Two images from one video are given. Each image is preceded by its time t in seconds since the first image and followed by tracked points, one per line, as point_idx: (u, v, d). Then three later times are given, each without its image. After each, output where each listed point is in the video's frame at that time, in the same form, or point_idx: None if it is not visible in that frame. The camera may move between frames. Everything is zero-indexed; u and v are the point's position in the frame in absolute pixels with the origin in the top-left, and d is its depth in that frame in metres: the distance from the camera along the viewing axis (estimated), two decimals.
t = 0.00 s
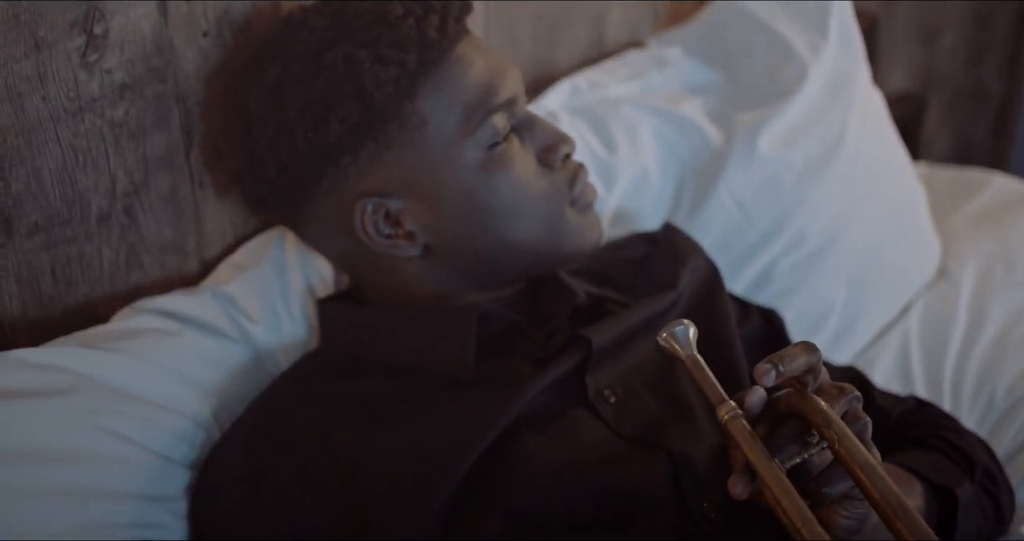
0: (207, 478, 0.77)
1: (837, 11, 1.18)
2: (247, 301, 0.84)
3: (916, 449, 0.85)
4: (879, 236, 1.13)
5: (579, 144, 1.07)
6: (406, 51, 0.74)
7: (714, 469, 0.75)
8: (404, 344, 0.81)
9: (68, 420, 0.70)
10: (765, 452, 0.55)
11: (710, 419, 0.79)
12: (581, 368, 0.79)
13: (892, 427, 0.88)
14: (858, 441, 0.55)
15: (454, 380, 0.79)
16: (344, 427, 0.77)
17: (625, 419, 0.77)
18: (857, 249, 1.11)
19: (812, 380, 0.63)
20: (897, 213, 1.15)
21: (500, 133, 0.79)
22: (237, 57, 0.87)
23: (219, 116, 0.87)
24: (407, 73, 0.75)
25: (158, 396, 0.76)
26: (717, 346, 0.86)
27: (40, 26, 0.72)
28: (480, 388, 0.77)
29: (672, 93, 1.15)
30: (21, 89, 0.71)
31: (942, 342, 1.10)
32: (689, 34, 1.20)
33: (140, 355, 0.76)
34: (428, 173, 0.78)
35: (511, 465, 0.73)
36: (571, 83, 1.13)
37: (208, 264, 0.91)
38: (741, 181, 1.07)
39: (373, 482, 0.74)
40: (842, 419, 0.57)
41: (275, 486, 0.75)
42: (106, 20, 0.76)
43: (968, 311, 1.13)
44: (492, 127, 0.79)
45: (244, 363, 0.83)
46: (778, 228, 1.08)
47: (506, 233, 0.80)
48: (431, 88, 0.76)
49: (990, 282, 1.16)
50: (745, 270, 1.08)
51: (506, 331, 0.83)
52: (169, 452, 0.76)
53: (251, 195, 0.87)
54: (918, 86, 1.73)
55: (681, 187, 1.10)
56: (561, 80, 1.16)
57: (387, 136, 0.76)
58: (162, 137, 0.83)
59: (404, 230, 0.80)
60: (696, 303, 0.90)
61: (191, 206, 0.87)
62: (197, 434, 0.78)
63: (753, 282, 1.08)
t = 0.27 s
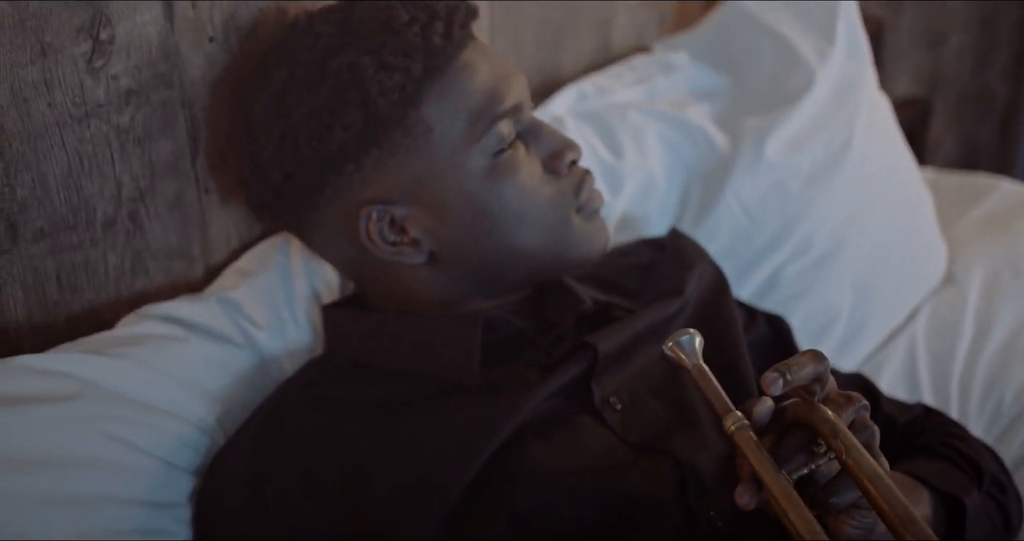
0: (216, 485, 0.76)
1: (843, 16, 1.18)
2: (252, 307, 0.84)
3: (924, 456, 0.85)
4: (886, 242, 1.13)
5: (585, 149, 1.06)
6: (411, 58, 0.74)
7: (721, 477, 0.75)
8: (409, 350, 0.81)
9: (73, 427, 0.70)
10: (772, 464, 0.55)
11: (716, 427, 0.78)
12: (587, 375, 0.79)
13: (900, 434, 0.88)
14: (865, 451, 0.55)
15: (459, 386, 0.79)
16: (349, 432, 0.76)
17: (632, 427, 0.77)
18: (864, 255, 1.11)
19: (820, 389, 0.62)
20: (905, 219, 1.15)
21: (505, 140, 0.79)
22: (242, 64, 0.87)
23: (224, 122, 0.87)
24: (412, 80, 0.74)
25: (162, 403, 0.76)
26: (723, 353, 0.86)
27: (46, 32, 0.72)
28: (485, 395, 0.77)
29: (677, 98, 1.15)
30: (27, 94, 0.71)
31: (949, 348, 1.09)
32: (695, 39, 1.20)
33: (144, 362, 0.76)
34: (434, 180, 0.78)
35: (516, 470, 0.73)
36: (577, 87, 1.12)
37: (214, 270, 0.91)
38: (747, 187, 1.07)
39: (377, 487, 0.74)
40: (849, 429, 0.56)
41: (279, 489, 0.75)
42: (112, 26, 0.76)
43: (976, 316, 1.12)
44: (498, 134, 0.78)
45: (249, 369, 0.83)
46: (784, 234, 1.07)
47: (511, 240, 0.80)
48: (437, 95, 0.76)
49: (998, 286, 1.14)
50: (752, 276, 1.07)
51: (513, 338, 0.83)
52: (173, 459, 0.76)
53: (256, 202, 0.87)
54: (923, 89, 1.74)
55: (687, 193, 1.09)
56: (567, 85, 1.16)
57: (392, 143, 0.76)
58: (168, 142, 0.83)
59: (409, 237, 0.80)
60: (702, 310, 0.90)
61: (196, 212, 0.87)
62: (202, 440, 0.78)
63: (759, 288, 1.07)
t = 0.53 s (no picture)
0: (218, 491, 0.76)
1: (848, 20, 1.18)
2: (254, 310, 0.84)
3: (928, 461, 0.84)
4: (890, 245, 1.12)
5: (587, 153, 1.06)
6: (413, 63, 0.74)
7: (722, 482, 0.75)
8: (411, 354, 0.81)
9: (75, 432, 0.70)
10: (776, 470, 0.54)
11: (718, 432, 0.78)
12: (589, 379, 0.79)
13: (903, 439, 0.88)
14: (870, 457, 0.54)
15: (462, 390, 0.79)
16: (351, 436, 0.76)
17: (635, 432, 0.76)
18: (868, 259, 1.10)
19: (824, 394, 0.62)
20: (908, 222, 1.15)
21: (509, 144, 0.79)
22: (245, 66, 0.87)
23: (227, 125, 0.86)
24: (415, 84, 0.74)
25: (164, 407, 0.76)
26: (726, 357, 0.85)
27: (48, 35, 0.72)
28: (488, 399, 0.77)
29: (681, 101, 1.14)
30: (28, 98, 0.71)
31: (953, 351, 1.09)
32: (698, 41, 1.20)
33: (145, 366, 0.76)
34: (437, 184, 0.78)
35: (518, 474, 0.73)
36: (580, 91, 1.12)
37: (216, 273, 0.91)
38: (751, 190, 1.06)
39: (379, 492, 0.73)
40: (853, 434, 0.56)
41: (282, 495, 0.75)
42: (115, 29, 0.76)
43: (979, 318, 1.12)
44: (501, 138, 0.78)
45: (251, 373, 0.83)
46: (787, 238, 1.07)
47: (514, 244, 0.80)
48: (440, 99, 0.76)
49: (1001, 288, 1.14)
50: (755, 280, 1.07)
51: (516, 341, 0.83)
52: (175, 463, 0.75)
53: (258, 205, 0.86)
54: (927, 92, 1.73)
55: (690, 196, 1.09)
56: (570, 87, 1.15)
57: (395, 147, 0.76)
58: (170, 145, 0.82)
59: (412, 242, 0.80)
60: (705, 313, 0.89)
61: (198, 215, 0.87)
62: (204, 444, 0.78)
63: (761, 293, 1.07)
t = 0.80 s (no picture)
0: (217, 496, 0.76)
1: (851, 24, 1.17)
2: (256, 315, 0.84)
3: (933, 467, 0.84)
4: (893, 250, 1.12)
5: (590, 158, 1.06)
6: (416, 67, 0.74)
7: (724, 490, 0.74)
8: (414, 359, 0.81)
9: (77, 437, 0.70)
10: (782, 477, 0.52)
11: (722, 438, 0.78)
12: (592, 385, 0.79)
13: (908, 444, 0.88)
14: (877, 465, 0.52)
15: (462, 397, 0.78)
16: (353, 442, 0.76)
17: (636, 438, 0.76)
18: (870, 264, 1.10)
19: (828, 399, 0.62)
20: (911, 226, 1.14)
21: (510, 149, 0.78)
22: (247, 70, 0.86)
23: (228, 129, 0.86)
24: (416, 89, 0.74)
25: (165, 411, 0.76)
26: (729, 363, 0.85)
27: (50, 38, 0.71)
28: (489, 404, 0.76)
29: (683, 106, 1.14)
30: (31, 101, 0.71)
31: (958, 362, 1.07)
32: (701, 45, 1.20)
33: (147, 370, 0.75)
34: (439, 190, 0.78)
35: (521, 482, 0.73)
36: (582, 95, 1.12)
37: (217, 277, 0.90)
38: (754, 195, 1.06)
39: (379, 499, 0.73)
40: (860, 442, 0.54)
41: (283, 506, 0.75)
42: (117, 32, 0.76)
43: (983, 324, 1.10)
44: (503, 144, 0.78)
45: (253, 378, 0.83)
46: (790, 244, 1.07)
47: (517, 249, 0.80)
48: (441, 104, 0.75)
49: (1005, 294, 1.13)
50: (756, 286, 1.07)
51: (518, 346, 0.83)
52: (175, 467, 0.75)
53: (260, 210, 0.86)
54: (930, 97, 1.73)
55: (692, 201, 1.09)
56: (573, 91, 1.15)
57: (396, 152, 0.76)
58: (171, 149, 0.82)
59: (414, 247, 0.80)
60: (708, 319, 0.89)
61: (199, 219, 0.87)
62: (205, 448, 0.78)
63: (762, 298, 1.07)
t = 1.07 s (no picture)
0: (218, 503, 0.76)
1: (853, 27, 1.16)
2: (257, 321, 0.84)
3: (936, 473, 0.84)
4: (897, 255, 1.12)
5: (592, 163, 1.05)
6: (418, 72, 0.73)
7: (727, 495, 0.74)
8: (415, 365, 0.80)
9: (79, 444, 0.70)
10: (787, 485, 0.52)
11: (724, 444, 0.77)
12: (594, 391, 0.79)
13: (912, 450, 0.87)
14: (882, 473, 0.52)
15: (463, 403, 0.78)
16: (354, 447, 0.76)
17: (638, 445, 0.76)
18: (873, 269, 1.09)
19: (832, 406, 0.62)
20: (914, 231, 1.14)
21: (513, 154, 0.78)
22: (249, 74, 0.86)
23: (230, 133, 0.86)
24: (419, 94, 0.74)
25: (165, 417, 0.75)
26: (732, 369, 0.84)
27: (51, 42, 0.71)
28: (491, 410, 0.76)
29: (685, 111, 1.14)
30: (31, 106, 0.71)
31: (961, 363, 1.07)
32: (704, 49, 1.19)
33: (147, 376, 0.75)
34: (440, 196, 0.77)
35: (526, 488, 0.72)
36: (584, 99, 1.12)
37: (218, 282, 0.90)
38: (757, 199, 1.06)
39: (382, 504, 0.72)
40: (864, 449, 0.54)
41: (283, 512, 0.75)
42: (118, 36, 0.75)
43: (986, 328, 1.11)
44: (505, 149, 0.78)
45: (254, 383, 0.83)
46: (793, 249, 1.07)
47: (520, 254, 0.80)
48: (443, 110, 0.75)
49: (1008, 298, 1.13)
50: (760, 290, 1.07)
51: (521, 351, 0.82)
52: (176, 474, 0.75)
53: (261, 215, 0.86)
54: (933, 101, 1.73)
55: (695, 205, 1.09)
56: (575, 95, 1.15)
57: (398, 157, 0.75)
58: (172, 153, 0.82)
59: (416, 252, 0.80)
60: (710, 324, 0.89)
61: (200, 224, 0.86)
62: (206, 454, 0.78)
63: (765, 303, 1.07)
